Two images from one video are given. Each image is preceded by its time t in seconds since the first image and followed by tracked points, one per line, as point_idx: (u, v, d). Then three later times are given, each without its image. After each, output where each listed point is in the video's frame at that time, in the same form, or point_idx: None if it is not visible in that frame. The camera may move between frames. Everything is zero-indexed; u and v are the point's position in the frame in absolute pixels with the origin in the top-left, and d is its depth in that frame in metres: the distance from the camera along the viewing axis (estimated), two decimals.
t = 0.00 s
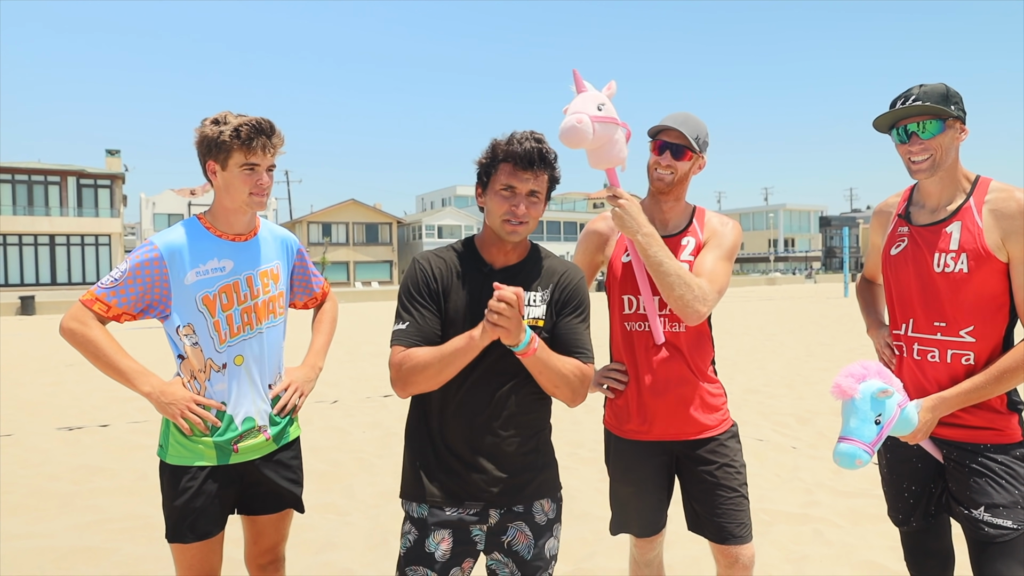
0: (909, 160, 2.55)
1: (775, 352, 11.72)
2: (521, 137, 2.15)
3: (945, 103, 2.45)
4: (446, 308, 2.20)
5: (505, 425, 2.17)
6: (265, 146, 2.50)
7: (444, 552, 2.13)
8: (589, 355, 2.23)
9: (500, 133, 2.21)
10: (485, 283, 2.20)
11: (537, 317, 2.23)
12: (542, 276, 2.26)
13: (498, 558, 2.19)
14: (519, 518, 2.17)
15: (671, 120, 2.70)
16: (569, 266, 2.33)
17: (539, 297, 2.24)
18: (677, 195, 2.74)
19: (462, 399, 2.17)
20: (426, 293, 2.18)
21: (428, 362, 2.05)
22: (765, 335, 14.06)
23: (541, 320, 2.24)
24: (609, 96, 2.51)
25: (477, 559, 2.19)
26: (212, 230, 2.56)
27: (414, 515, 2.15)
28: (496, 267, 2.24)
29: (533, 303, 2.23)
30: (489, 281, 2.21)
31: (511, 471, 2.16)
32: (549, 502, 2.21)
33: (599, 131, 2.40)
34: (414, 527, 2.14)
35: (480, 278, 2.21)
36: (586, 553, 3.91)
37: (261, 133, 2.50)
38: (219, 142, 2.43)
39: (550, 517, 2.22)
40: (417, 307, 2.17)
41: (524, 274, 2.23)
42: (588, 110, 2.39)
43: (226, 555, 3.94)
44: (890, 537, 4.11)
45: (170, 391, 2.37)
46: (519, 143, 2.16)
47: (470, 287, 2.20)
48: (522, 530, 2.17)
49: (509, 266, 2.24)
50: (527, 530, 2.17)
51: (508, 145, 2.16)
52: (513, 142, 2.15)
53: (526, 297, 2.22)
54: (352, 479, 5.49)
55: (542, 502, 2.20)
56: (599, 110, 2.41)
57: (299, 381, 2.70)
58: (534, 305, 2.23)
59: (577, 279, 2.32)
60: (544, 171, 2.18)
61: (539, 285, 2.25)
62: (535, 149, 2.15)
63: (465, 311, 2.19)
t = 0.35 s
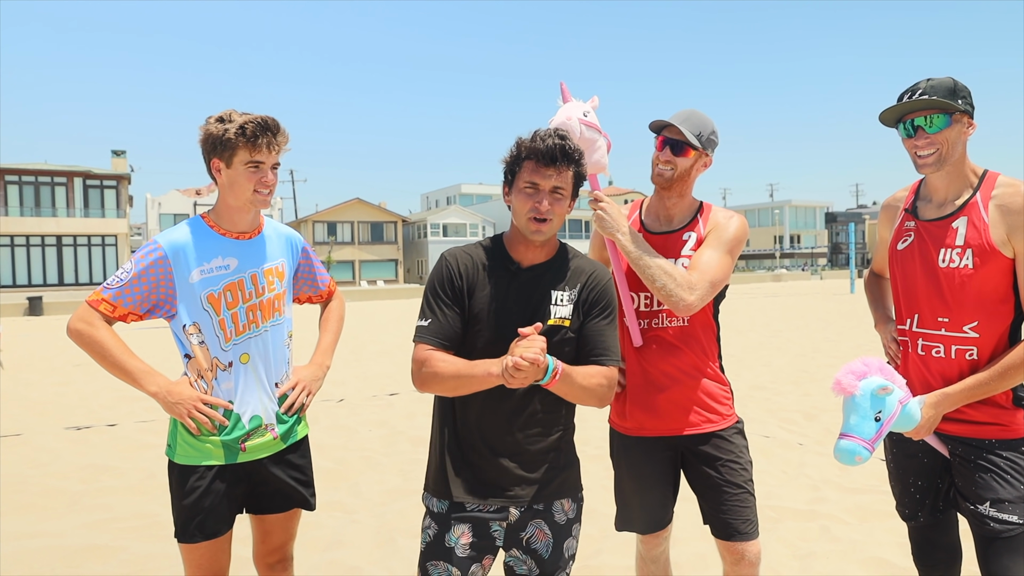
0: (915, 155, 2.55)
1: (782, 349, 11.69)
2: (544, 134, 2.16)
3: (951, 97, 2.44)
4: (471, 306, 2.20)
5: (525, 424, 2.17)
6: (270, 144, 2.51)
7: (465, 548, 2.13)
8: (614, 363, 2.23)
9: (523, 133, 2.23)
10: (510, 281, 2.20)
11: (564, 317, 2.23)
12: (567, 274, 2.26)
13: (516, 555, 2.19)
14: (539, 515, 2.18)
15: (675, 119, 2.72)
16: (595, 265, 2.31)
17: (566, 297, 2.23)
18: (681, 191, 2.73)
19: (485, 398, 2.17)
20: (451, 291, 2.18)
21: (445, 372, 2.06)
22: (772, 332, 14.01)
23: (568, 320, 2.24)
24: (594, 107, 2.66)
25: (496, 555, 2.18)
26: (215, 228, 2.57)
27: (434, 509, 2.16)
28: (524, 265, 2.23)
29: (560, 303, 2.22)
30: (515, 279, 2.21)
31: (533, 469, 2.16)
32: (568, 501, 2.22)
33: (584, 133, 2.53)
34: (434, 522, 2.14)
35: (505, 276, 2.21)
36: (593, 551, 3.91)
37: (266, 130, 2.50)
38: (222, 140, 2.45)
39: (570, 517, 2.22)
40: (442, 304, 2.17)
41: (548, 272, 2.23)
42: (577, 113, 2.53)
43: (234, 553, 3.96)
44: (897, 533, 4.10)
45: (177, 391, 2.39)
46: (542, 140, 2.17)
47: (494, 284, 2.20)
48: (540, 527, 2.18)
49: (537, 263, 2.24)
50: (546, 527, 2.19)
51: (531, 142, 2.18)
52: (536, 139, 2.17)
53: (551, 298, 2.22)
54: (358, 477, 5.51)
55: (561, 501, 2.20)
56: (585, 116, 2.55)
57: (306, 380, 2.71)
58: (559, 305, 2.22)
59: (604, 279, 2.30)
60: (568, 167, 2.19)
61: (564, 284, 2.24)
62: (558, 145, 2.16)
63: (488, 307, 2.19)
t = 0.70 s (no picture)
0: (921, 155, 2.54)
1: (785, 349, 11.65)
2: (530, 130, 2.15)
3: (955, 97, 2.42)
4: (475, 305, 2.20)
5: (530, 426, 2.17)
6: (264, 141, 2.49)
7: (475, 557, 2.12)
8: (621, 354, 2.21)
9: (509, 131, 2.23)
10: (512, 280, 2.20)
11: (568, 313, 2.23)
12: (569, 273, 2.25)
13: (521, 557, 2.19)
14: (545, 519, 2.18)
15: (678, 117, 2.71)
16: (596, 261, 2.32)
17: (569, 293, 2.24)
18: (686, 190, 2.71)
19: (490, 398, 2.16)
20: (454, 291, 2.19)
21: (457, 360, 2.04)
22: (775, 332, 13.97)
23: (573, 317, 2.24)
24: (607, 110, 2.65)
25: (503, 559, 2.18)
26: (216, 226, 2.57)
27: (441, 520, 2.15)
28: (524, 263, 2.23)
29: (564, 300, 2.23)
30: (517, 277, 2.21)
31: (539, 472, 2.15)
32: (574, 503, 2.21)
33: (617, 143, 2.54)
34: (443, 533, 2.12)
35: (507, 274, 2.21)
36: (596, 551, 3.90)
37: (261, 127, 2.49)
38: (215, 138, 2.44)
39: (576, 520, 2.22)
40: (445, 304, 2.18)
41: (549, 270, 2.23)
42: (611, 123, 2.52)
43: (237, 552, 3.96)
44: (902, 535, 4.08)
45: (178, 390, 2.39)
46: (528, 136, 2.16)
47: (496, 283, 2.20)
48: (546, 531, 2.18)
49: (537, 260, 2.24)
50: (552, 531, 2.18)
51: (518, 140, 2.17)
52: (522, 136, 2.16)
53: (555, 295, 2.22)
54: (361, 476, 5.51)
55: (567, 504, 2.20)
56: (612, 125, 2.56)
57: (309, 379, 2.70)
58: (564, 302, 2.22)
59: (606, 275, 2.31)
60: (558, 161, 2.18)
61: (566, 281, 2.24)
62: (545, 140, 2.15)
63: (491, 307, 2.19)
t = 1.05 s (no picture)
0: (903, 163, 2.58)
1: (771, 353, 11.74)
2: (478, 130, 2.11)
3: (937, 108, 2.45)
4: (438, 313, 2.14)
5: (503, 432, 2.14)
6: (233, 141, 2.49)
7: (447, 570, 2.08)
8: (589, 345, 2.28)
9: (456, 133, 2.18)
10: (475, 284, 2.16)
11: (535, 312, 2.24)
12: (531, 272, 2.25)
13: (495, 569, 2.16)
14: (520, 531, 2.15)
15: (663, 124, 2.73)
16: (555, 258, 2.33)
17: (534, 292, 2.24)
18: (676, 196, 2.71)
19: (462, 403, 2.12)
20: (414, 301, 2.12)
21: (428, 379, 2.00)
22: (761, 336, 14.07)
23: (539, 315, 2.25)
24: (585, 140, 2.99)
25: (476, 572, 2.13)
26: (203, 228, 2.55)
27: (411, 534, 2.09)
28: (485, 267, 2.20)
29: (530, 300, 2.23)
30: (481, 281, 2.16)
31: (513, 479, 2.13)
32: (548, 511, 2.20)
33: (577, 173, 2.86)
34: (413, 547, 2.07)
35: (470, 279, 2.16)
36: (585, 555, 3.90)
37: (232, 128, 2.50)
38: (188, 141, 2.48)
39: (551, 528, 2.20)
40: (407, 316, 2.10)
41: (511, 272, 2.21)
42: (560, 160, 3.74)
43: (223, 557, 3.91)
44: (888, 538, 4.11)
45: (165, 394, 2.35)
46: (476, 136, 2.12)
47: (459, 289, 2.16)
48: (522, 543, 2.15)
49: (497, 262, 2.21)
50: (527, 543, 2.16)
51: (465, 142, 2.12)
52: (470, 137, 2.11)
53: (521, 296, 2.21)
54: (349, 479, 5.48)
55: (542, 512, 2.18)
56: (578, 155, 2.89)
57: (297, 384, 2.68)
58: (530, 301, 2.23)
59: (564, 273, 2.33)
60: (509, 158, 2.14)
61: (530, 280, 2.24)
62: (494, 138, 2.11)
63: (455, 313, 2.15)
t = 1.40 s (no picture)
0: (900, 168, 2.61)
1: (764, 356, 11.78)
2: (420, 125, 2.06)
3: (935, 115, 2.48)
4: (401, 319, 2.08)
5: (484, 438, 2.08)
6: (227, 141, 2.47)
7: None
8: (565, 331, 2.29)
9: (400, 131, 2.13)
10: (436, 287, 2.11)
11: (505, 309, 2.18)
12: (495, 269, 2.21)
13: None
14: (508, 540, 2.09)
15: (663, 125, 2.73)
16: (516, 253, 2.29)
17: (500, 288, 2.19)
18: (679, 199, 2.72)
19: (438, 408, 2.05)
20: (373, 311, 2.07)
21: (364, 389, 1.93)
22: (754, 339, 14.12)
23: (509, 312, 2.19)
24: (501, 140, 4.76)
25: None
26: (199, 228, 2.53)
27: (395, 548, 2.02)
28: (444, 267, 2.15)
29: (497, 296, 2.17)
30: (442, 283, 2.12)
31: (496, 485, 2.08)
32: (533, 517, 2.17)
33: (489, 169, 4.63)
34: (398, 561, 2.00)
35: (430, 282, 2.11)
36: (581, 557, 3.90)
37: (226, 128, 2.48)
38: (182, 142, 2.47)
39: (536, 534, 2.17)
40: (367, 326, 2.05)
41: (474, 270, 2.17)
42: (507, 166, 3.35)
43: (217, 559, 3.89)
44: (883, 540, 4.13)
45: (161, 395, 2.34)
46: (420, 131, 2.07)
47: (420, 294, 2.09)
48: (511, 552, 2.10)
49: (454, 261, 2.16)
50: (516, 551, 2.10)
51: (408, 139, 2.07)
52: (414, 133, 2.07)
53: (487, 294, 2.15)
54: (343, 481, 5.46)
55: (526, 518, 2.15)
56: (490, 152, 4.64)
57: (294, 386, 2.65)
58: (498, 298, 2.17)
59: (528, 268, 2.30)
60: (456, 152, 2.09)
61: (494, 277, 2.19)
62: (439, 132, 2.07)
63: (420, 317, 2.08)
